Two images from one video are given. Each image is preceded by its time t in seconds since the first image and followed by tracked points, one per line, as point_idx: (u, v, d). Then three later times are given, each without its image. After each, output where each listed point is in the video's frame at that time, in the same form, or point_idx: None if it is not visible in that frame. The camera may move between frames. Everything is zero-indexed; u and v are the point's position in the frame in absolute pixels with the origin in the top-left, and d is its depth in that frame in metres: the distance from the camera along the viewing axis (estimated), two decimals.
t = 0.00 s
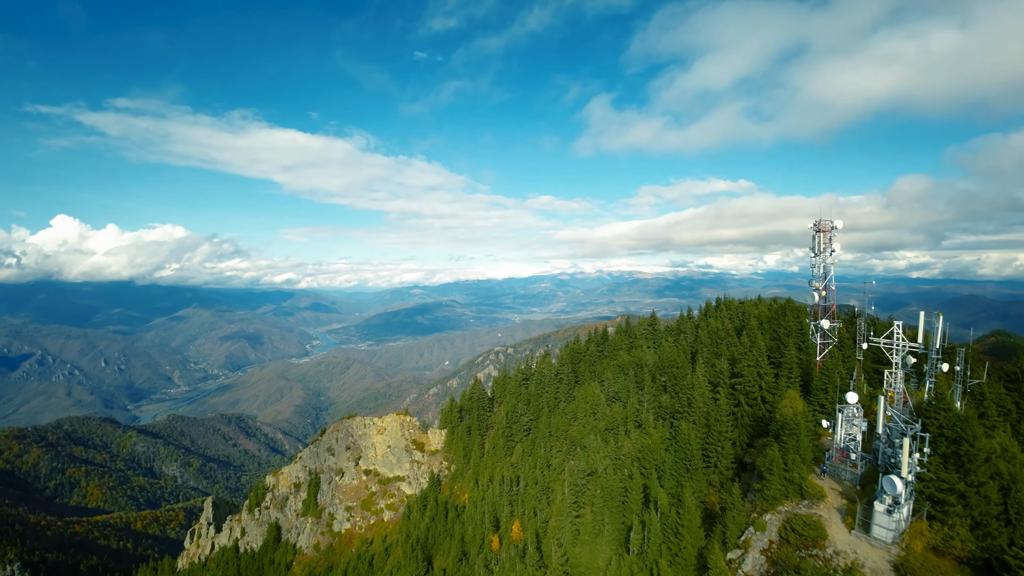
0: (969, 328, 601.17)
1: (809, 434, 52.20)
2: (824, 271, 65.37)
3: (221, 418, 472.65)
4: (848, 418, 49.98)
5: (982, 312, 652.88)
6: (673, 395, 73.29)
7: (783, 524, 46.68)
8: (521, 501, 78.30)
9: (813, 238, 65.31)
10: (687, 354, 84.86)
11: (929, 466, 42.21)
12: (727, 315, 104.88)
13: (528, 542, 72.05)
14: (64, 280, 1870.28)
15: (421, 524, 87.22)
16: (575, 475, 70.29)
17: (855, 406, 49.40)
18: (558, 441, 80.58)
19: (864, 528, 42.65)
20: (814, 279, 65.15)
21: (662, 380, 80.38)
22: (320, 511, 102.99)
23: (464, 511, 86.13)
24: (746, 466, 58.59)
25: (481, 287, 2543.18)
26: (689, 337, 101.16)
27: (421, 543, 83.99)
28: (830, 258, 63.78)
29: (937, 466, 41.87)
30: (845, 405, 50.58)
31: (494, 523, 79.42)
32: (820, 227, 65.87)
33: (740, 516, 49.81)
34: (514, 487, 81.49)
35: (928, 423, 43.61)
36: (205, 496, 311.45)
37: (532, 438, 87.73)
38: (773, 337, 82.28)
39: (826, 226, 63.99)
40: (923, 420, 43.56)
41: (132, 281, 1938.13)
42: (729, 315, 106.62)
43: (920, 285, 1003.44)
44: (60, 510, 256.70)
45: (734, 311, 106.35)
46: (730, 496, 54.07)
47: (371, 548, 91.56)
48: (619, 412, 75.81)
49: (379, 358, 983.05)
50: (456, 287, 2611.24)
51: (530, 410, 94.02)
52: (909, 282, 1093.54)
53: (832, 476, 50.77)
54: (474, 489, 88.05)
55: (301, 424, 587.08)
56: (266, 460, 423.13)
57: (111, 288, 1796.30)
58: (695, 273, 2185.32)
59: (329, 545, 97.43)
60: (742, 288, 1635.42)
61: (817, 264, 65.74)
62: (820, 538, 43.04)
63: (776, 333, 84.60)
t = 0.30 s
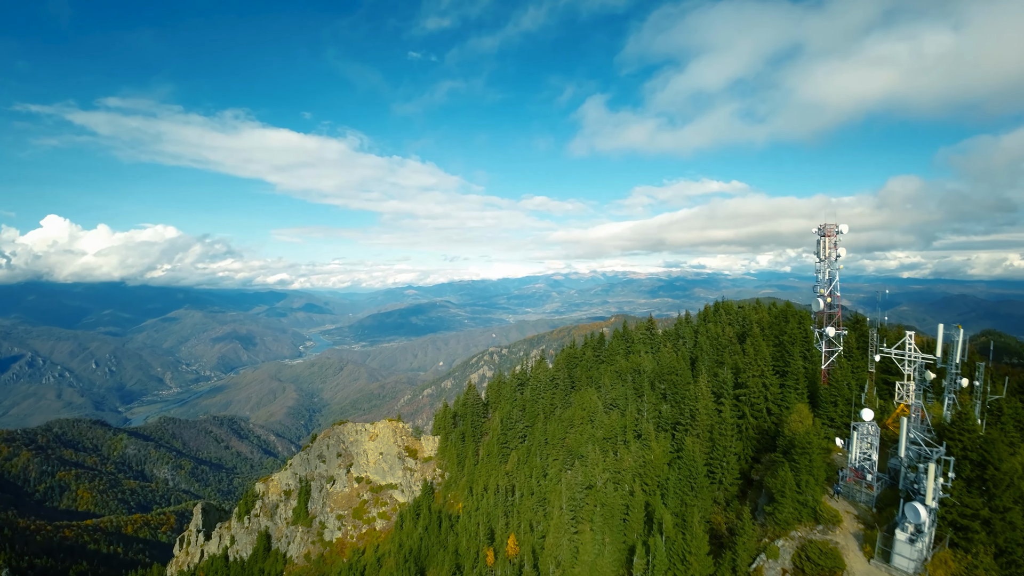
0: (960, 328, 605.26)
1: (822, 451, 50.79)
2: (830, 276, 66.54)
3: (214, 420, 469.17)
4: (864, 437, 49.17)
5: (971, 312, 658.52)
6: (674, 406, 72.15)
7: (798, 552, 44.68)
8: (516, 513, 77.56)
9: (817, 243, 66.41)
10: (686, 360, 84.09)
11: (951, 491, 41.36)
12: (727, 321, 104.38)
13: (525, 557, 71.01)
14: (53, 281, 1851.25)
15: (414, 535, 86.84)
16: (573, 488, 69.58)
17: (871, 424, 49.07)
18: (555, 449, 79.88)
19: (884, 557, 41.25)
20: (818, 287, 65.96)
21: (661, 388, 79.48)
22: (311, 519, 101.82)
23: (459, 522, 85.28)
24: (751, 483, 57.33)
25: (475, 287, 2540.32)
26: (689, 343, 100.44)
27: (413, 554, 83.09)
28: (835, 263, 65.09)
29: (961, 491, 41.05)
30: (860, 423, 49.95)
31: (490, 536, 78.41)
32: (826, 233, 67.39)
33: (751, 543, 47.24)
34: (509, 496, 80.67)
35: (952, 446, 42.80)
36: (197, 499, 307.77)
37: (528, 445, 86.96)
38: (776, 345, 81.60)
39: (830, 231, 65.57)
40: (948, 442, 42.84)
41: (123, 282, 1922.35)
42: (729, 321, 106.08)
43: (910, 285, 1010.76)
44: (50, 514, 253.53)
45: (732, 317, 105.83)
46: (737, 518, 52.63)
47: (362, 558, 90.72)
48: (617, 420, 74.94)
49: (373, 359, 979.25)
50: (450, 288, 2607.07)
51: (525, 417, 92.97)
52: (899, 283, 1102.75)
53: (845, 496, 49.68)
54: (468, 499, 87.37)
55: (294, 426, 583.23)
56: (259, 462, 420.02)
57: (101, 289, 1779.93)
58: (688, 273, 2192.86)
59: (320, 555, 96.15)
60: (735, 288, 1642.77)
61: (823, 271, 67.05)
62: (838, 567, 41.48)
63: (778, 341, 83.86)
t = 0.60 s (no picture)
0: (950, 327, 611.03)
1: (836, 471, 47.64)
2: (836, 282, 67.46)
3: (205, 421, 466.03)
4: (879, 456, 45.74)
5: (962, 311, 665.00)
6: (676, 417, 71.54)
7: None
8: (511, 524, 77.76)
9: (822, 248, 67.63)
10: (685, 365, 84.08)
11: (979, 517, 37.00)
12: (725, 326, 104.76)
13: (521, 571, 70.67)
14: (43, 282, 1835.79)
15: (407, 543, 87.13)
16: (572, 502, 69.49)
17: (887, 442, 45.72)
18: (552, 458, 80.15)
19: None
20: (823, 292, 66.97)
21: (661, 394, 79.41)
22: (302, 528, 101.79)
23: (453, 532, 84.77)
24: (759, 500, 56.39)
25: (470, 287, 2539.05)
26: (689, 348, 100.50)
27: (407, 565, 83.29)
28: (841, 268, 66.21)
29: (988, 518, 36.68)
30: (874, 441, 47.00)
31: (484, 548, 77.39)
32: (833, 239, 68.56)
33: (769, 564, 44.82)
34: (504, 507, 81.13)
35: (977, 468, 38.77)
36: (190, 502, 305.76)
37: (525, 451, 87.07)
38: (779, 350, 81.12)
39: (836, 235, 66.81)
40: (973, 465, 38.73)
41: (115, 283, 1909.46)
42: (726, 325, 106.47)
43: (901, 285, 1021.33)
44: (41, 518, 251.46)
45: (729, 322, 105.98)
46: (745, 539, 51.53)
47: (354, 566, 90.55)
48: (617, 428, 74.94)
49: (367, 359, 976.50)
50: (444, 287, 2604.28)
51: (521, 422, 93.87)
52: (889, 283, 1113.61)
53: (861, 520, 46.53)
54: (463, 508, 87.34)
55: (287, 427, 580.17)
56: (252, 464, 418.03)
57: (93, 289, 1767.00)
58: (681, 272, 2203.20)
59: (310, 564, 95.64)
60: (728, 287, 1651.65)
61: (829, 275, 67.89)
62: None
63: (780, 346, 83.68)
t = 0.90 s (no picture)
0: (939, 326, 617.50)
1: (853, 492, 46.66)
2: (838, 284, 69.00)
3: (197, 423, 463.18)
4: (894, 476, 46.74)
5: (950, 310, 672.07)
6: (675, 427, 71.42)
7: None
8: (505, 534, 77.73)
9: (827, 252, 69.18)
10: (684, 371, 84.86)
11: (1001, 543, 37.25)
12: (724, 329, 106.04)
13: None
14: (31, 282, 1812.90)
15: (398, 552, 86.79)
16: (570, 516, 70.14)
17: (903, 463, 46.63)
18: (547, 466, 80.53)
19: None
20: (830, 297, 67.93)
21: (660, 402, 80.18)
22: (291, 536, 101.11)
23: (446, 542, 85.35)
24: (765, 518, 56.38)
25: (463, 287, 2536.01)
26: (686, 351, 101.84)
27: None
28: (846, 271, 67.60)
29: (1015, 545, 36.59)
30: (887, 460, 47.73)
31: (479, 560, 77.87)
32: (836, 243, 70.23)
33: None
34: (499, 517, 81.13)
35: (1005, 493, 38.28)
36: (181, 504, 303.74)
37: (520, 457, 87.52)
38: (779, 359, 82.14)
39: (842, 239, 68.07)
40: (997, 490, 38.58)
41: (103, 283, 1889.71)
42: (724, 329, 107.78)
43: (890, 284, 1031.52)
44: (29, 521, 249.10)
45: (724, 329, 107.21)
46: (753, 561, 51.02)
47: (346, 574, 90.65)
48: (615, 437, 75.41)
49: (360, 359, 973.43)
50: (438, 287, 2599.21)
51: (515, 428, 94.87)
52: (879, 282, 1124.04)
53: (878, 543, 46.80)
54: (456, 517, 87.92)
55: (279, 429, 577.91)
56: (244, 465, 416.66)
57: (81, 290, 1748.69)
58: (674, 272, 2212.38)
59: (300, 572, 95.09)
60: (720, 286, 1660.78)
61: (832, 279, 69.46)
62: None
63: (781, 354, 84.69)
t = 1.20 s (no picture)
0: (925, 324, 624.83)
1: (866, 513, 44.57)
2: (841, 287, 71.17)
3: (186, 424, 459.87)
4: (911, 495, 46.12)
5: (936, 308, 680.35)
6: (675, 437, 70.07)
7: None
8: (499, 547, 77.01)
9: (829, 256, 70.67)
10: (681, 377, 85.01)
11: None
12: (720, 333, 106.44)
13: None
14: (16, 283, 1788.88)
15: (389, 559, 86.78)
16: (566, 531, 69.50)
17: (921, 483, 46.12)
18: (541, 474, 80.33)
19: None
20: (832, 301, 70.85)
21: (657, 409, 80.56)
22: (280, 544, 103.35)
23: (438, 552, 85.16)
24: (771, 537, 55.29)
25: (455, 286, 2533.78)
26: (683, 356, 102.59)
27: None
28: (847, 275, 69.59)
29: None
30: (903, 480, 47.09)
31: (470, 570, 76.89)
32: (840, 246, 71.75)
33: None
34: (491, 527, 81.14)
35: None
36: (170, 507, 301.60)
37: (513, 464, 87.75)
38: (778, 367, 82.24)
39: (844, 243, 69.65)
40: None
41: (90, 283, 1868.43)
42: (720, 333, 108.34)
43: (877, 282, 1043.12)
44: (16, 525, 246.69)
45: (721, 333, 107.23)
46: None
47: None
48: (611, 446, 75.37)
49: (351, 359, 970.11)
50: (429, 286, 2594.17)
51: (508, 434, 95.40)
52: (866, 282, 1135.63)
53: (892, 566, 45.86)
54: (447, 525, 87.62)
55: (270, 429, 575.48)
56: (233, 467, 414.08)
57: (68, 290, 1728.58)
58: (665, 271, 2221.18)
59: None
60: (710, 285, 1668.93)
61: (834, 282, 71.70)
62: None
63: (781, 363, 84.99)
